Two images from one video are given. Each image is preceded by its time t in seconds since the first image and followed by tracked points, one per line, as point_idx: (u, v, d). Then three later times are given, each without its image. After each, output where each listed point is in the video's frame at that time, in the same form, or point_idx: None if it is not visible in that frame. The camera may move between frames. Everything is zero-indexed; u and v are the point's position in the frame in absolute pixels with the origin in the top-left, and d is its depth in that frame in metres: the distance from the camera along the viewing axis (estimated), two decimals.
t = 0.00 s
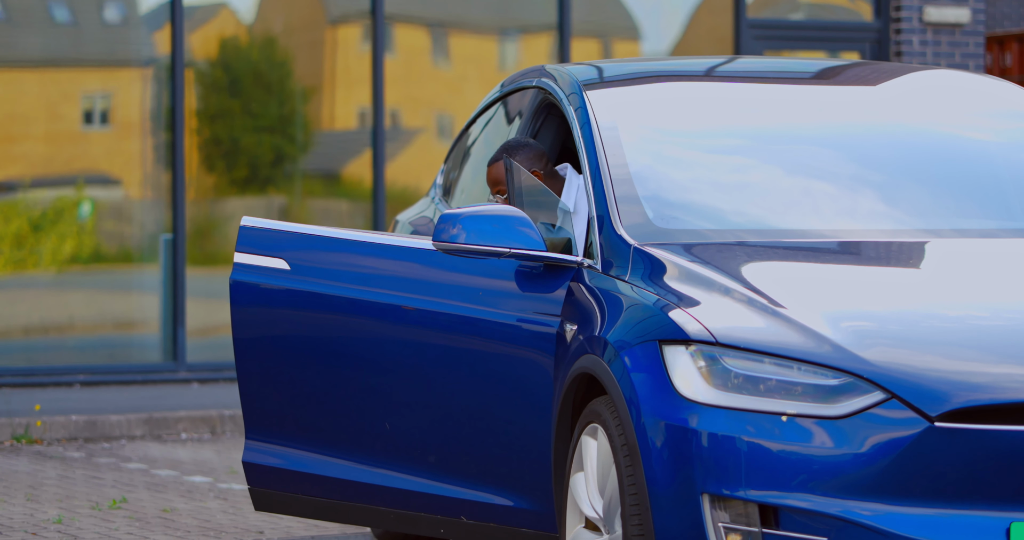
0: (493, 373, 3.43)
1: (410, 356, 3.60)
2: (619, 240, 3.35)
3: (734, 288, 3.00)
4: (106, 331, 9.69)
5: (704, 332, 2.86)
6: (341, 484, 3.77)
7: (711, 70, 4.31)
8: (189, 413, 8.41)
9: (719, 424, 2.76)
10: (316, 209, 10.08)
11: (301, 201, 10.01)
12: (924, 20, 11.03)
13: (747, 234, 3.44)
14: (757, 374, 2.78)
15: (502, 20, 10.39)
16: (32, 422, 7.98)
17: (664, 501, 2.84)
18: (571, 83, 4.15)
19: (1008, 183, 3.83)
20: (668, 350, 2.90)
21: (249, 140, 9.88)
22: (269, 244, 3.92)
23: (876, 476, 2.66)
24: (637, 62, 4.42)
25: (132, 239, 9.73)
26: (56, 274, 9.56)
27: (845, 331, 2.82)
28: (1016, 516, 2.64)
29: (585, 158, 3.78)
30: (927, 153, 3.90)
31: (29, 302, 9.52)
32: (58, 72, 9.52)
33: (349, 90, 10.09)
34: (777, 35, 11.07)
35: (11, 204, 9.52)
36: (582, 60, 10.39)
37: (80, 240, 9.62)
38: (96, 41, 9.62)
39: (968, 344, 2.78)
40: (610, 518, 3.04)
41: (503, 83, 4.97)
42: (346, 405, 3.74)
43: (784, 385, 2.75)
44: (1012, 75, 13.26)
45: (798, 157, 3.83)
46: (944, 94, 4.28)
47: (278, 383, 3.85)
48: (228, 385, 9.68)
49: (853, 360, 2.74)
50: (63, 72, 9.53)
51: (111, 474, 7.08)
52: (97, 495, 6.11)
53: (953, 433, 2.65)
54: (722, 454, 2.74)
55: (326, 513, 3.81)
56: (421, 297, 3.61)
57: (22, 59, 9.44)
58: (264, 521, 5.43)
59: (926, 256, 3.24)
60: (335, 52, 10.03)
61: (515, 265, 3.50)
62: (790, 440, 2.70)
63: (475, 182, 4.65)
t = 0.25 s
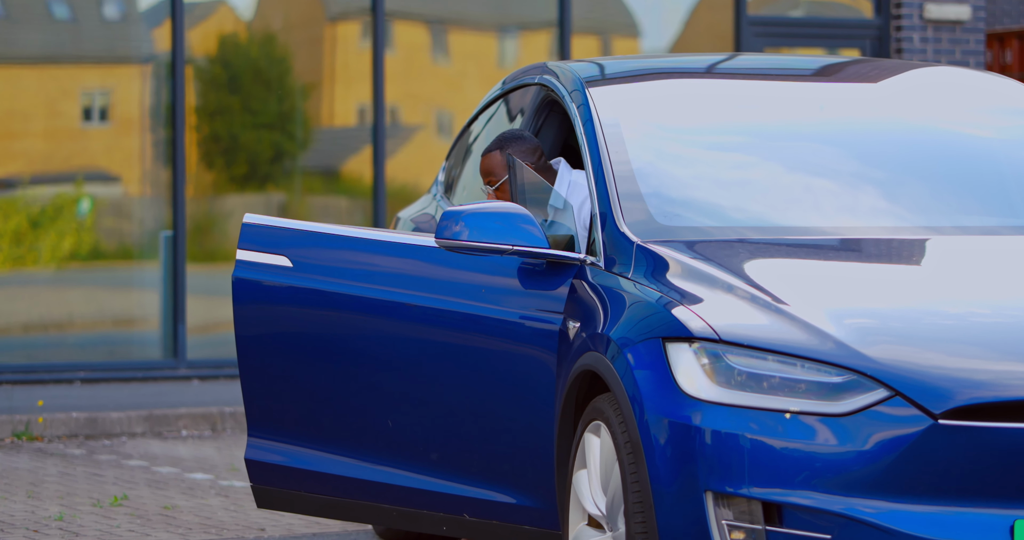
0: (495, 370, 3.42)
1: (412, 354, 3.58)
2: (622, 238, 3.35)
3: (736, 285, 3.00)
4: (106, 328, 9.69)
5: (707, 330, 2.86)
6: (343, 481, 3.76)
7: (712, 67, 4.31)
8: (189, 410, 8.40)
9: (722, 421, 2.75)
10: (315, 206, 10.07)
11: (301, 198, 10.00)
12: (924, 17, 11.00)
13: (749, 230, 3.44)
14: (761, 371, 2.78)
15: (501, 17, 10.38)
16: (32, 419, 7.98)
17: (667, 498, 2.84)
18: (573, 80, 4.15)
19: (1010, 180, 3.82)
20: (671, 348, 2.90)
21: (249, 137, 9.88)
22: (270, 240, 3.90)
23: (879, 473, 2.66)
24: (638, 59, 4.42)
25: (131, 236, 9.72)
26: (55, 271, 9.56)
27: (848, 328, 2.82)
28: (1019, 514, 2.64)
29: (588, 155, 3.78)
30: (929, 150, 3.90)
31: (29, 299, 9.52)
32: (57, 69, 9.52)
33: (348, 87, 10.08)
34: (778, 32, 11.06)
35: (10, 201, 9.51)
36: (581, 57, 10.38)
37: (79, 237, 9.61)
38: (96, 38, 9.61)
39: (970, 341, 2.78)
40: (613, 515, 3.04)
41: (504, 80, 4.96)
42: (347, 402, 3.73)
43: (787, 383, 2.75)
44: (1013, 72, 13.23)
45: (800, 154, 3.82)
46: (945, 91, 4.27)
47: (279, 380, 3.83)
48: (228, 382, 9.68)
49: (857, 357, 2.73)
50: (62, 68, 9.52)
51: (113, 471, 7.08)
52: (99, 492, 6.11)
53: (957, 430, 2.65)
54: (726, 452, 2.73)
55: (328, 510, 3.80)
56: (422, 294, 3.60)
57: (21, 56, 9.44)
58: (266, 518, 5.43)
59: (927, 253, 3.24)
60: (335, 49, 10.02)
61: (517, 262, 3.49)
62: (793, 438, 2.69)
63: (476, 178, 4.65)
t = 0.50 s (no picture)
0: (498, 369, 3.41)
1: (415, 353, 3.57)
2: (626, 237, 3.34)
3: (741, 284, 3.00)
4: (106, 327, 9.69)
5: (713, 329, 2.86)
6: (346, 481, 3.75)
7: (714, 66, 4.30)
8: (191, 409, 8.40)
9: (727, 421, 2.75)
10: (315, 205, 10.06)
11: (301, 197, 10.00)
12: (925, 16, 11.00)
13: (752, 229, 3.43)
14: (766, 371, 2.77)
15: (501, 16, 10.36)
16: (34, 418, 7.97)
17: (673, 498, 2.83)
18: (577, 79, 4.14)
19: (1013, 179, 3.82)
20: (677, 347, 2.89)
21: (249, 136, 9.87)
22: (274, 239, 3.88)
23: (885, 473, 2.65)
24: (640, 58, 4.42)
25: (131, 235, 9.71)
26: (55, 270, 9.54)
27: (853, 327, 2.82)
28: None
29: (592, 153, 3.77)
30: (932, 149, 3.90)
31: (29, 298, 9.51)
32: (57, 68, 9.51)
33: (347, 86, 10.07)
34: (779, 31, 11.06)
35: (10, 200, 9.49)
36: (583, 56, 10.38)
37: (79, 236, 9.59)
38: (96, 37, 9.61)
39: (974, 340, 2.78)
40: (618, 515, 3.03)
41: (508, 79, 4.96)
42: (351, 402, 3.72)
43: (793, 382, 2.75)
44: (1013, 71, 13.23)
45: (802, 153, 3.82)
46: (948, 89, 4.27)
47: (282, 379, 3.82)
48: (230, 381, 9.67)
49: (862, 357, 2.73)
50: (62, 67, 9.52)
51: (115, 470, 7.07)
52: (101, 491, 6.10)
53: (962, 430, 2.64)
54: (731, 451, 2.73)
55: (332, 510, 3.80)
56: (425, 292, 3.59)
57: (21, 56, 9.43)
58: (268, 517, 5.42)
59: (930, 252, 3.24)
60: (334, 49, 10.02)
61: (522, 261, 3.48)
62: (799, 437, 2.69)
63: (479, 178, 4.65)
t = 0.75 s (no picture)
0: (503, 367, 3.41)
1: (420, 352, 3.56)
2: (632, 236, 3.34)
3: (747, 282, 2.99)
4: (107, 326, 9.67)
5: (719, 328, 2.85)
6: (352, 479, 3.75)
7: (716, 64, 4.30)
8: (194, 408, 8.41)
9: (734, 420, 2.75)
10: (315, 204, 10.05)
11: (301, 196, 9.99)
12: (927, 15, 10.98)
13: (756, 228, 3.43)
14: (773, 370, 2.77)
15: (501, 15, 10.35)
16: (37, 417, 7.98)
17: (679, 496, 2.83)
18: (582, 77, 4.14)
19: (1016, 177, 3.82)
20: (683, 346, 2.89)
21: (248, 134, 9.86)
22: (278, 237, 3.86)
23: (892, 472, 2.65)
24: (643, 57, 4.41)
25: (131, 234, 9.70)
26: (55, 269, 9.52)
27: (859, 325, 2.82)
28: None
29: (597, 151, 3.77)
30: (935, 148, 3.89)
31: (29, 297, 9.48)
32: (57, 67, 9.49)
33: (347, 85, 10.07)
34: (781, 30, 11.06)
35: (10, 199, 9.47)
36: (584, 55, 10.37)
37: (79, 234, 9.57)
38: (96, 36, 9.59)
39: (979, 339, 2.78)
40: (624, 514, 3.03)
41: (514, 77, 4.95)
42: (355, 401, 3.72)
43: (800, 381, 2.75)
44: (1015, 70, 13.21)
45: (806, 151, 3.82)
46: (950, 88, 4.27)
47: (287, 378, 3.81)
48: (232, 380, 9.68)
49: (869, 356, 2.73)
50: (62, 66, 9.50)
51: (118, 468, 7.08)
52: (104, 490, 6.10)
53: (969, 428, 2.64)
54: (738, 450, 2.73)
55: (337, 509, 3.79)
56: (430, 290, 3.58)
57: (21, 54, 9.40)
58: (272, 516, 5.42)
59: (933, 251, 3.25)
60: (335, 47, 10.01)
61: (527, 259, 3.47)
62: (806, 436, 2.69)
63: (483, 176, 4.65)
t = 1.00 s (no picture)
0: (512, 366, 3.40)
1: (428, 351, 3.56)
2: (641, 234, 3.33)
3: (757, 281, 2.99)
4: (109, 325, 9.62)
5: (729, 326, 2.85)
6: (359, 478, 3.74)
7: (721, 63, 4.29)
8: (197, 406, 8.40)
9: (745, 419, 2.74)
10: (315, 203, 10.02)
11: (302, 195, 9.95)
12: (930, 14, 10.92)
13: (762, 226, 3.43)
14: (784, 369, 2.76)
15: (501, 13, 10.30)
16: (40, 416, 7.98)
17: (690, 496, 2.82)
18: (591, 76, 4.12)
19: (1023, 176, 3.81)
20: (693, 345, 2.88)
21: (249, 134, 9.83)
22: (285, 235, 3.86)
23: (903, 471, 2.65)
24: (648, 56, 4.41)
25: (131, 232, 9.65)
26: (56, 268, 9.47)
27: (870, 324, 2.81)
28: None
29: (605, 149, 3.76)
30: (941, 146, 3.89)
31: (29, 296, 9.43)
32: (57, 65, 9.43)
33: (347, 84, 10.03)
34: (784, 29, 11.04)
35: (10, 198, 9.41)
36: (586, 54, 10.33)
37: (79, 233, 9.52)
38: (96, 35, 9.52)
39: (986, 338, 2.77)
40: (634, 513, 3.03)
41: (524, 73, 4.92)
42: (363, 399, 3.71)
43: (810, 380, 2.74)
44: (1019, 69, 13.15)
45: (813, 150, 3.81)
46: (955, 86, 4.26)
47: (295, 377, 3.80)
48: (235, 379, 9.68)
49: (880, 355, 2.72)
50: (63, 64, 9.44)
51: (122, 467, 7.07)
52: (109, 488, 6.09)
53: (980, 428, 2.63)
54: (748, 449, 2.72)
55: (345, 507, 3.79)
56: (438, 289, 3.57)
57: (21, 52, 9.35)
58: (278, 515, 5.41)
59: (938, 250, 3.24)
60: (335, 46, 9.97)
61: (536, 258, 3.46)
62: (817, 435, 2.68)
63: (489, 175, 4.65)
